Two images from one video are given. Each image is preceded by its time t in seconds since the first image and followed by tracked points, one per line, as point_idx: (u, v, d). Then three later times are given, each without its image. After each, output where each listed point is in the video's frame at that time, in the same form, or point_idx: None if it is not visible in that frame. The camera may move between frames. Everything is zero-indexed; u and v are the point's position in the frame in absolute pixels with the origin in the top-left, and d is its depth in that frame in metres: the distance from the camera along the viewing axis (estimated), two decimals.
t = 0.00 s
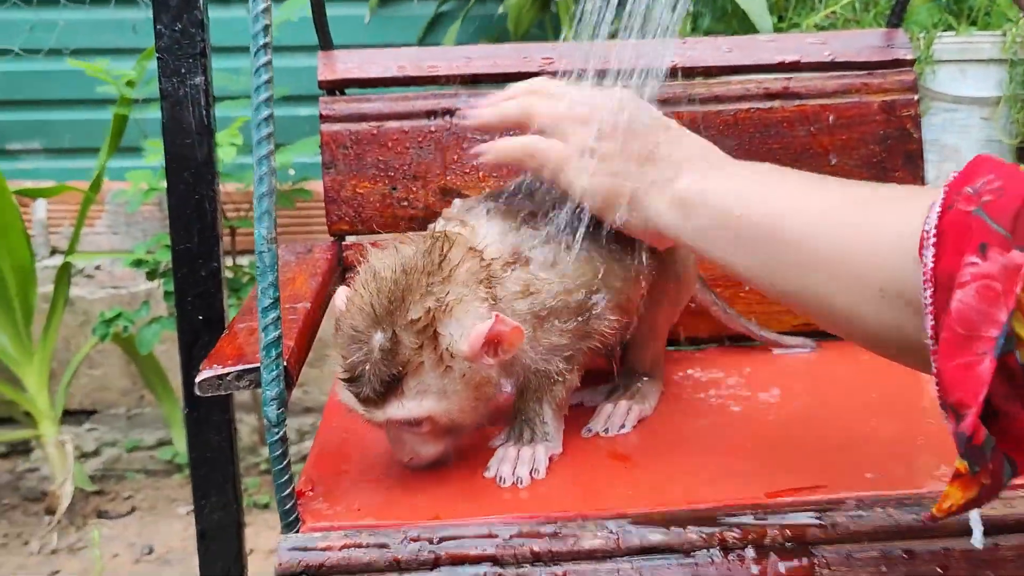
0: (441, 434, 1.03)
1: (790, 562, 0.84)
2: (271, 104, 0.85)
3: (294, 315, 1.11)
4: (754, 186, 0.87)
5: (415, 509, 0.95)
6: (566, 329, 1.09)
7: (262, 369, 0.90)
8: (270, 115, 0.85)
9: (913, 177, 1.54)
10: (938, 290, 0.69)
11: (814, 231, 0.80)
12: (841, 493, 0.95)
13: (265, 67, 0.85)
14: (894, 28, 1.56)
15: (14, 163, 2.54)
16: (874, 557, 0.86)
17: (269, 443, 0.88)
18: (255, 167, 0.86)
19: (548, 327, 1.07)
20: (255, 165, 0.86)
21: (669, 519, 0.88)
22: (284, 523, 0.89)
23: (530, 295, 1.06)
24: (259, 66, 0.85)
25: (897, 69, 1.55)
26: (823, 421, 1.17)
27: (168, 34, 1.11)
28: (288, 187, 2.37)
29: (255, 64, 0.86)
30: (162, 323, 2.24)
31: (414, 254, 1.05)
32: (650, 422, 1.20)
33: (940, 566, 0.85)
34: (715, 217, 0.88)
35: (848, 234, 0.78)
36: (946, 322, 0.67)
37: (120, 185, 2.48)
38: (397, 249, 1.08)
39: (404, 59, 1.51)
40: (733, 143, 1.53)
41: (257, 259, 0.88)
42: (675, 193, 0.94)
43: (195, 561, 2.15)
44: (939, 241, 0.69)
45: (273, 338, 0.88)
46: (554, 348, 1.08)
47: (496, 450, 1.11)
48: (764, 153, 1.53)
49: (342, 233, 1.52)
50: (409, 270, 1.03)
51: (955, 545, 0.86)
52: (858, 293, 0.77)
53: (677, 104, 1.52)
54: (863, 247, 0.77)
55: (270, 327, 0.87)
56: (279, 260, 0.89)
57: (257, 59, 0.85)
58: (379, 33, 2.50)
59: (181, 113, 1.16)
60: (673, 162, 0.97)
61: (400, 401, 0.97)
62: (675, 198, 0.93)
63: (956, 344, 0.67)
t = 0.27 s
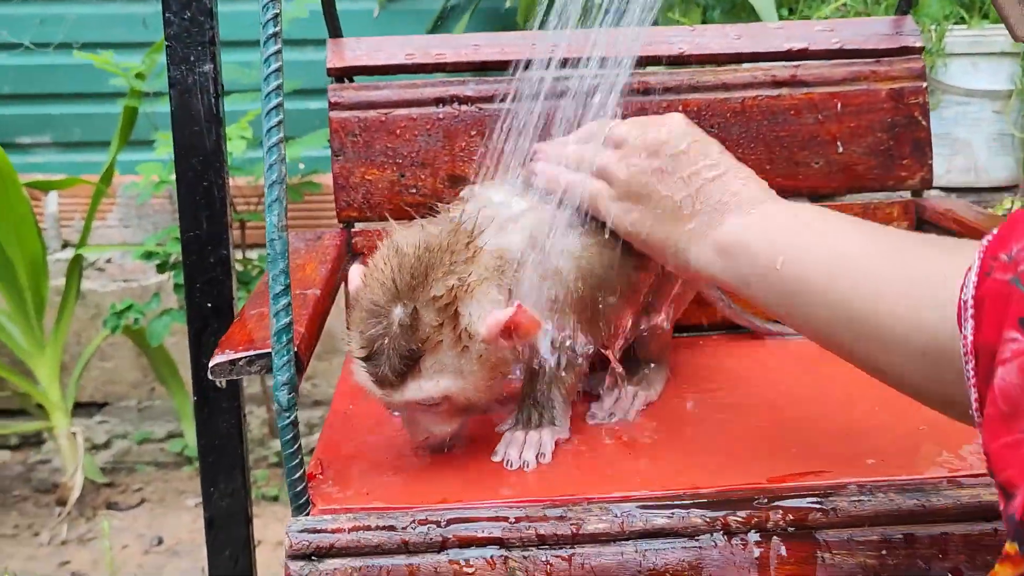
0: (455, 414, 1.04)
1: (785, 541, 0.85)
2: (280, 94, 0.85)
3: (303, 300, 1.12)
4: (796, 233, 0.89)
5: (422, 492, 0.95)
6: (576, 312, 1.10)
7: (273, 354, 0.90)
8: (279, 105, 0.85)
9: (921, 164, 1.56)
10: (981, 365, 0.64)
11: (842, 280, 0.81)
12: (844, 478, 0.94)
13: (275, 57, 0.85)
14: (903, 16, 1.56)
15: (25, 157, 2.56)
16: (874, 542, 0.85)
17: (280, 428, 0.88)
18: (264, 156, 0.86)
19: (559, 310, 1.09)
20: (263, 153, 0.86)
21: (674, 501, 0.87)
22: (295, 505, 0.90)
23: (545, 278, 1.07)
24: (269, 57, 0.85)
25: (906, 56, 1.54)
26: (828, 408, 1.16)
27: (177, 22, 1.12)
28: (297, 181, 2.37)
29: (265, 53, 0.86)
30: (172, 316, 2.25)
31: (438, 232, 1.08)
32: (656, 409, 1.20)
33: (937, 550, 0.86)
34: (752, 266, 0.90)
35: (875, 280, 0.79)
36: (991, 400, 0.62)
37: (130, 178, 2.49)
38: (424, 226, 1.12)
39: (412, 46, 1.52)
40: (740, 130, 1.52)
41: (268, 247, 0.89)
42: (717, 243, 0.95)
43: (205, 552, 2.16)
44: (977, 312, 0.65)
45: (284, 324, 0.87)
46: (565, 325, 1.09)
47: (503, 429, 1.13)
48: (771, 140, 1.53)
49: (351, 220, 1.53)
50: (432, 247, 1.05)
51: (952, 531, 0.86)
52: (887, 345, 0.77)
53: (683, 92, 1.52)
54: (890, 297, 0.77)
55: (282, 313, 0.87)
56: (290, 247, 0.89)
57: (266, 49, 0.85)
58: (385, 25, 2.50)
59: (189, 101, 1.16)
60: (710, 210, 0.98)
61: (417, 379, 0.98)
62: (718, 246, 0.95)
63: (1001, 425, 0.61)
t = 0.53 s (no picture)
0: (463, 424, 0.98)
1: (785, 535, 0.85)
2: (290, 95, 0.86)
3: (311, 295, 1.13)
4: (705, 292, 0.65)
5: (428, 487, 0.95)
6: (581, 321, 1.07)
7: (284, 352, 0.90)
8: (289, 106, 0.85)
9: (925, 161, 1.56)
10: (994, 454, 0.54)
11: (803, 361, 0.61)
12: (844, 474, 0.94)
13: (284, 59, 0.86)
14: (908, 11, 1.55)
15: (36, 157, 2.58)
16: (873, 537, 0.85)
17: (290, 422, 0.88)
18: (274, 157, 0.86)
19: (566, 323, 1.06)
20: (273, 154, 0.86)
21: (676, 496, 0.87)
22: (306, 500, 0.90)
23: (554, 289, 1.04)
24: (279, 58, 0.85)
25: (910, 52, 1.54)
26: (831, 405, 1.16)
27: (187, 21, 1.13)
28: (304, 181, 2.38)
29: (275, 54, 0.86)
30: (181, 315, 2.26)
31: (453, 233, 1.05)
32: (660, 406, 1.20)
33: (935, 546, 0.86)
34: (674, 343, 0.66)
35: (845, 363, 0.60)
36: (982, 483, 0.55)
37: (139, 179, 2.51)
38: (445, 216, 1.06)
39: (419, 43, 1.53)
40: (745, 126, 1.53)
41: (278, 246, 0.89)
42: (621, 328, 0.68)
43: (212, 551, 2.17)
44: (954, 388, 0.56)
45: (294, 322, 0.87)
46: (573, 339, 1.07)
47: (503, 432, 1.07)
48: (776, 136, 1.54)
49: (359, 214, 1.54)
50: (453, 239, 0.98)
51: (950, 527, 0.86)
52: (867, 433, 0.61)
53: (689, 88, 1.53)
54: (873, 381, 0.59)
55: (292, 311, 0.87)
56: (300, 246, 0.89)
57: (277, 50, 0.86)
58: (391, 24, 2.51)
59: (199, 99, 1.17)
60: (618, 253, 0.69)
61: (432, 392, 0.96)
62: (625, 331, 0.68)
63: (1000, 510, 0.54)
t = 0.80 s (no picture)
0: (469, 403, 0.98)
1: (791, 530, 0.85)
2: (297, 87, 0.85)
3: (319, 290, 1.14)
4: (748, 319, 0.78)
5: (434, 480, 0.96)
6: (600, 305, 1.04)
7: (290, 346, 0.90)
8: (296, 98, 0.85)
9: (932, 158, 1.56)
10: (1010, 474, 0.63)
11: (830, 381, 0.73)
12: (850, 470, 0.93)
13: (292, 52, 0.85)
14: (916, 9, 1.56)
15: (44, 157, 2.59)
16: (878, 532, 0.85)
17: (297, 416, 0.88)
18: (280, 150, 0.87)
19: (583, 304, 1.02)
20: (279, 150, 0.87)
21: (682, 491, 0.87)
22: (312, 493, 0.90)
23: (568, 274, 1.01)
24: (287, 52, 0.85)
25: (917, 48, 1.54)
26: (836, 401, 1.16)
27: (194, 16, 1.13)
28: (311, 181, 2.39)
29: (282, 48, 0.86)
30: (187, 314, 2.27)
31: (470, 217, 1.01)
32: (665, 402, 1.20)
33: (941, 541, 0.85)
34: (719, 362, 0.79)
35: (873, 383, 0.71)
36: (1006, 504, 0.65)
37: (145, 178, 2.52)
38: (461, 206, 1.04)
39: (426, 40, 1.53)
40: (751, 123, 1.53)
41: (285, 240, 0.88)
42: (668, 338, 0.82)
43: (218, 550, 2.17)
44: (973, 410, 0.66)
45: (300, 317, 0.87)
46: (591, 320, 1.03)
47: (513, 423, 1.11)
48: (782, 133, 1.54)
49: (366, 212, 1.54)
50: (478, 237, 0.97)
51: (955, 522, 0.85)
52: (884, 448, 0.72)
53: (696, 85, 1.53)
54: (896, 399, 0.70)
55: (298, 305, 0.87)
56: (306, 240, 0.88)
57: (284, 45, 0.85)
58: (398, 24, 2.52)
59: (205, 94, 1.18)
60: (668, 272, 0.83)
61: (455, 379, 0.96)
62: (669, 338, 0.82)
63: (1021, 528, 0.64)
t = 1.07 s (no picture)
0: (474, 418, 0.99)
1: (798, 533, 0.84)
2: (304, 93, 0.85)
3: (324, 292, 1.14)
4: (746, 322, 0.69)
5: (441, 482, 0.95)
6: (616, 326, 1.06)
7: (295, 348, 0.90)
8: (303, 104, 0.85)
9: (936, 159, 1.56)
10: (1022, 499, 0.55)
11: (831, 390, 0.64)
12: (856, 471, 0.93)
13: (297, 56, 0.85)
14: (921, 10, 1.55)
15: (51, 161, 2.60)
16: (883, 536, 0.84)
17: (303, 418, 0.89)
18: (288, 156, 0.86)
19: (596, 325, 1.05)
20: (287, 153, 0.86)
21: (686, 493, 0.87)
22: (318, 495, 0.90)
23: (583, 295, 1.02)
24: (292, 55, 0.85)
25: (923, 49, 1.54)
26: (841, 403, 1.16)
27: (201, 19, 1.13)
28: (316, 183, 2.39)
29: (288, 52, 0.86)
30: (193, 316, 2.27)
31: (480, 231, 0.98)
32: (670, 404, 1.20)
33: (946, 545, 0.84)
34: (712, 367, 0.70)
35: (876, 392, 0.62)
36: None
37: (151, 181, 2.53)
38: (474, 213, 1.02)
39: (431, 42, 1.53)
40: (756, 124, 1.53)
41: (291, 244, 0.89)
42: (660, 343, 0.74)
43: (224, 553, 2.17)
44: (984, 423, 0.57)
45: (306, 319, 0.88)
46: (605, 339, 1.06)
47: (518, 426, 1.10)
48: (788, 134, 1.54)
49: (371, 212, 1.55)
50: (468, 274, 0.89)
51: (960, 524, 0.85)
52: (896, 464, 0.63)
53: (700, 86, 1.53)
54: (899, 411, 0.61)
55: (304, 308, 0.87)
56: (313, 243, 0.89)
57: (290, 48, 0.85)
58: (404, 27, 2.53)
59: (212, 97, 1.18)
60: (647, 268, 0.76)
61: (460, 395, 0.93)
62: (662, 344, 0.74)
63: None
